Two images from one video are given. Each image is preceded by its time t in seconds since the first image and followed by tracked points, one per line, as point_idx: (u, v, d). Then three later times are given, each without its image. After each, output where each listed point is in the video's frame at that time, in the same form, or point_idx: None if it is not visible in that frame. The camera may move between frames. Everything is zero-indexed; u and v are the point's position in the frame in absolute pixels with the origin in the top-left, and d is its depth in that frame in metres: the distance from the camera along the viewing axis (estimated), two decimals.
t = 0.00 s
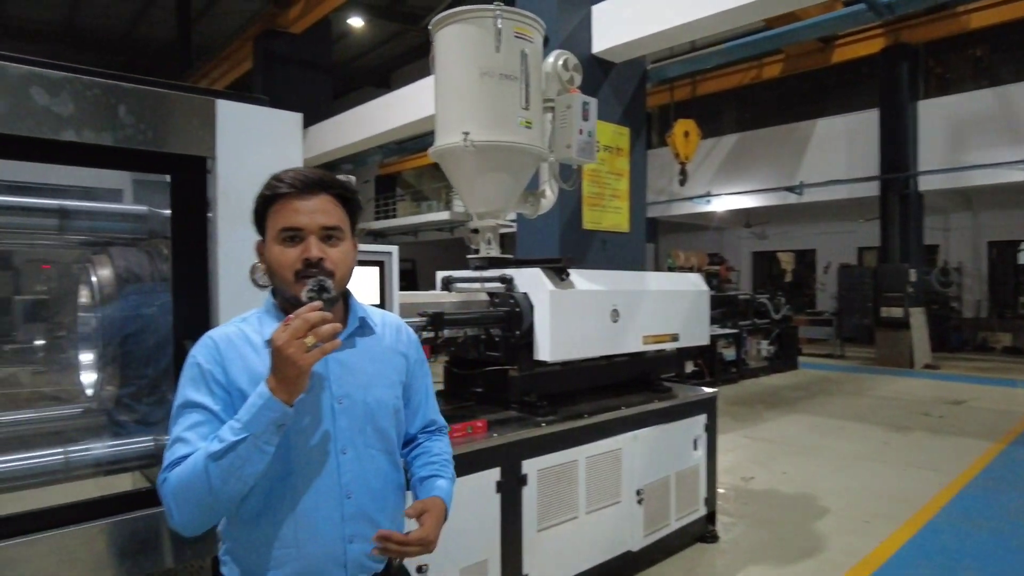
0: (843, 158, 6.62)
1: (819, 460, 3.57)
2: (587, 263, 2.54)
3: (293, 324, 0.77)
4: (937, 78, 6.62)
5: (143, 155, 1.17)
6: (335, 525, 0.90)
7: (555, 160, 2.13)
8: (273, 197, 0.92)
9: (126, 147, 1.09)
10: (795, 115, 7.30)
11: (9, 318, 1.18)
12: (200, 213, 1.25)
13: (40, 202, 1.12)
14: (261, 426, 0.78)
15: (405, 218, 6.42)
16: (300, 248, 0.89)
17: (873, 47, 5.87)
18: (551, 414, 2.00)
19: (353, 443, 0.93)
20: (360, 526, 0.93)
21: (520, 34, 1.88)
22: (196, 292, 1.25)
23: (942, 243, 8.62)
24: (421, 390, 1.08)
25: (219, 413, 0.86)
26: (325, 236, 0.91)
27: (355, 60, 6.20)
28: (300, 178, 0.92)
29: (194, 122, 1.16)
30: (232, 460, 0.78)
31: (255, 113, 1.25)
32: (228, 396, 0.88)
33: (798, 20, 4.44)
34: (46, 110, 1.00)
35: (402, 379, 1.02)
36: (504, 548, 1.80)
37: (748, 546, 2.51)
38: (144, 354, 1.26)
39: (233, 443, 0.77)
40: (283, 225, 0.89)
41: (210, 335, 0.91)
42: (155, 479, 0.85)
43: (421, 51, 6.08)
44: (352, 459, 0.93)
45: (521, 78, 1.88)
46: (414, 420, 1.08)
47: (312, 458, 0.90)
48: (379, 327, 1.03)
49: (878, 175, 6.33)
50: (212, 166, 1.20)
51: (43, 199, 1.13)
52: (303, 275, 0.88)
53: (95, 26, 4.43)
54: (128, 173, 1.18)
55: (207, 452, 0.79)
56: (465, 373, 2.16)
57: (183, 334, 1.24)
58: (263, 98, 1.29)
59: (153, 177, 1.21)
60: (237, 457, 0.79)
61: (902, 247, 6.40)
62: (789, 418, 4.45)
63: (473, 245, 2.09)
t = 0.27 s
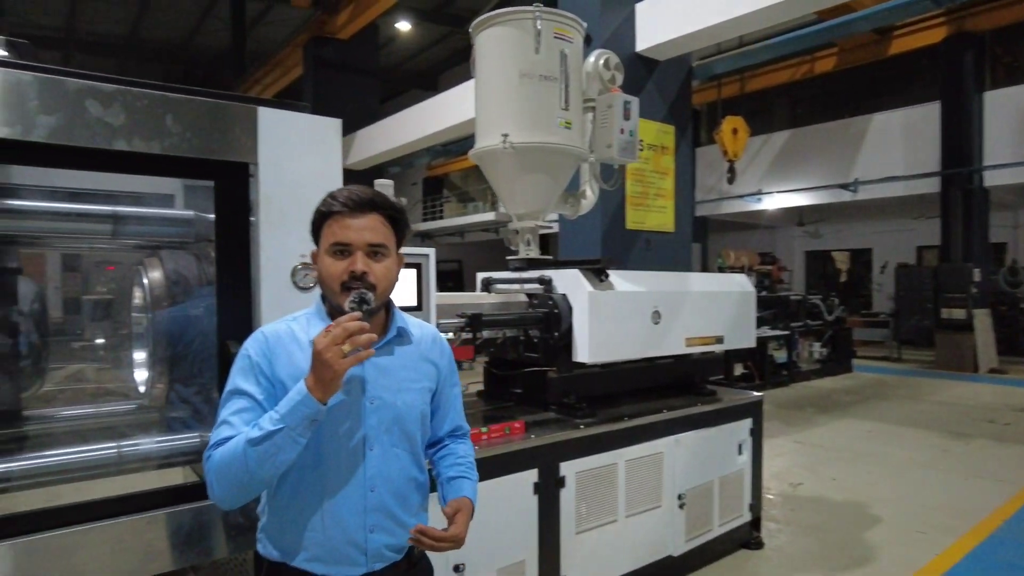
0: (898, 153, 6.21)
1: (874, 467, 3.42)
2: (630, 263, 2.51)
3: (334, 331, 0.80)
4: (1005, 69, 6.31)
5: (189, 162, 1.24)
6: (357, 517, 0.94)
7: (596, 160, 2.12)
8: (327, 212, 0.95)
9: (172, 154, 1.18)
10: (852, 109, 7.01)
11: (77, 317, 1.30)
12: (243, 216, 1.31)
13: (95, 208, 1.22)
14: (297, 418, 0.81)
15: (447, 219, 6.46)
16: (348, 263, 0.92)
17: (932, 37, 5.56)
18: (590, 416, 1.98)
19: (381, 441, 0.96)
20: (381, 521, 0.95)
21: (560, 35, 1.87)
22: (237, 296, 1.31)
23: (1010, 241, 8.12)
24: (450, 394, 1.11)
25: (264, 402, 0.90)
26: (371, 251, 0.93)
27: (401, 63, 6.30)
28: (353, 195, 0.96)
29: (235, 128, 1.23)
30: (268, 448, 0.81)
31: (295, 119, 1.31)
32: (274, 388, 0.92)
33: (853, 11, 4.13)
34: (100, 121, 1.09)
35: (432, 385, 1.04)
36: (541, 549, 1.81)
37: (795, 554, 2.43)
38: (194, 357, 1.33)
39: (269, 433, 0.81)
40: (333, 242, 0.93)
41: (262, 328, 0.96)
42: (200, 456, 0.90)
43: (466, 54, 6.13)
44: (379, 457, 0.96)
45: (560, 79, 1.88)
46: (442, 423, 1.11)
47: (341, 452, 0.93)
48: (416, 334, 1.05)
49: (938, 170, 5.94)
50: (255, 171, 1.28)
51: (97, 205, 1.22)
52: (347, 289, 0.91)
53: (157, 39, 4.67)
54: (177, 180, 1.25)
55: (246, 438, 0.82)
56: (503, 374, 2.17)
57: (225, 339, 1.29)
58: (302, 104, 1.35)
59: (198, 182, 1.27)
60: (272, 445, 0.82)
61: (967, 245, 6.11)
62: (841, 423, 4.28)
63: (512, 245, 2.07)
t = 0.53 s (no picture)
0: (953, 147, 5.76)
1: (924, 473, 3.29)
2: (668, 263, 2.47)
3: (358, 327, 0.84)
4: None
5: (226, 166, 1.33)
6: (376, 503, 0.98)
7: (632, 159, 2.08)
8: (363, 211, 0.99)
9: (211, 158, 1.28)
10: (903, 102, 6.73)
11: (131, 316, 1.36)
12: (278, 217, 1.40)
13: (138, 211, 1.30)
14: (321, 405, 0.87)
15: (488, 218, 6.51)
16: (380, 258, 0.96)
17: (988, 28, 5.25)
18: (625, 418, 1.96)
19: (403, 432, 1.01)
20: (399, 508, 0.99)
21: (595, 34, 1.86)
22: (280, 297, 1.41)
23: None
24: (474, 393, 1.14)
25: (295, 387, 0.97)
26: (402, 251, 0.97)
27: (439, 65, 6.36)
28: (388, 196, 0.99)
29: (269, 133, 1.33)
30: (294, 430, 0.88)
31: (327, 123, 1.40)
32: (305, 375, 0.99)
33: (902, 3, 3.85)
34: (143, 128, 1.20)
35: (456, 381, 1.08)
36: (574, 549, 1.81)
37: (838, 561, 2.36)
38: (241, 356, 1.41)
39: (297, 416, 0.87)
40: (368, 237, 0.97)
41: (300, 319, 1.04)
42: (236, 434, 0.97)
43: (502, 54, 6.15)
44: (400, 446, 1.00)
45: (595, 78, 1.86)
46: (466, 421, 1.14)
47: (364, 439, 0.99)
48: (443, 332, 1.10)
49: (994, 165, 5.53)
50: (291, 174, 1.36)
51: (141, 208, 1.30)
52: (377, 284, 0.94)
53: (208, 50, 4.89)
54: (218, 184, 1.35)
55: (275, 420, 0.89)
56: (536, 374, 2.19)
57: (265, 336, 1.40)
58: (335, 109, 1.44)
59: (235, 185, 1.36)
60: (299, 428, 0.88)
61: None
62: (889, 427, 4.13)
63: (547, 246, 2.06)
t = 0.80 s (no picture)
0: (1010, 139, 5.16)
1: (973, 479, 3.16)
2: (705, 263, 2.43)
3: (368, 324, 0.92)
4: None
5: (263, 169, 1.39)
6: (386, 492, 1.04)
7: (666, 157, 2.05)
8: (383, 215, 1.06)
9: (248, 161, 1.33)
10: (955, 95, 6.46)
11: (174, 315, 1.43)
12: (313, 218, 1.43)
13: (178, 213, 1.37)
14: (330, 397, 0.95)
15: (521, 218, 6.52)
16: (397, 258, 1.03)
17: None
18: (658, 419, 1.94)
19: (414, 425, 1.06)
20: (408, 499, 1.04)
21: (627, 32, 1.85)
22: (314, 298, 1.44)
23: None
24: (494, 392, 1.17)
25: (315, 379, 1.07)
26: (419, 251, 1.03)
27: (473, 65, 6.39)
28: (405, 200, 1.06)
29: (303, 136, 1.37)
30: (306, 419, 0.97)
31: (361, 126, 1.42)
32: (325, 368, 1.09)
33: None
34: (183, 132, 1.26)
35: (470, 378, 1.12)
36: (605, 550, 1.80)
37: (879, 569, 2.29)
38: (278, 354, 1.46)
39: (310, 407, 0.96)
40: (387, 238, 1.03)
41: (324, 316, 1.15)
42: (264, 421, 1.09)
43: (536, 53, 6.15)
44: (412, 439, 1.06)
45: (628, 76, 1.85)
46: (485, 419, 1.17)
47: (377, 430, 1.05)
48: (459, 331, 1.15)
49: None
50: (324, 176, 1.40)
51: (180, 209, 1.37)
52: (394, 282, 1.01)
53: (252, 57, 5.08)
54: (257, 187, 1.40)
55: (291, 409, 0.98)
56: (569, 375, 2.19)
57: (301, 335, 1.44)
58: (369, 112, 1.47)
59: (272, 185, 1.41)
60: (312, 418, 0.97)
61: None
62: (936, 432, 3.98)
63: (579, 245, 2.05)
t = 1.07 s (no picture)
0: None
1: (1011, 485, 3.06)
2: (733, 263, 2.39)
3: (359, 328, 0.92)
4: None
5: (290, 171, 1.41)
6: (383, 491, 1.05)
7: (692, 156, 2.03)
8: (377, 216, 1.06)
9: (276, 163, 1.35)
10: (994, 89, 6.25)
11: (204, 314, 1.50)
12: (340, 220, 1.46)
13: (207, 214, 1.41)
14: (324, 398, 0.96)
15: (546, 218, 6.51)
16: (392, 259, 1.03)
17: None
18: (683, 420, 1.93)
19: (411, 424, 1.06)
20: (405, 499, 1.04)
21: (653, 31, 1.84)
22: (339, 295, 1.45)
23: None
24: (494, 391, 1.16)
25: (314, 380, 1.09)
26: (413, 251, 1.04)
27: (497, 66, 6.40)
28: (399, 200, 1.06)
29: (330, 138, 1.39)
30: (302, 419, 0.98)
31: (386, 128, 1.44)
32: (325, 369, 1.11)
33: None
34: (213, 136, 1.29)
35: (469, 377, 1.12)
36: (630, 551, 1.79)
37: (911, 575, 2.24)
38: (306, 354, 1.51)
39: (305, 408, 0.98)
40: (381, 239, 1.04)
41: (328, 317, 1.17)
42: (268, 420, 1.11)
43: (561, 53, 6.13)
44: (409, 438, 1.06)
45: (654, 75, 1.83)
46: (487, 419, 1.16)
47: (374, 429, 1.06)
48: (458, 330, 1.15)
49: None
50: (351, 178, 1.41)
51: (211, 211, 1.41)
52: (388, 283, 1.02)
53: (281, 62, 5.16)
54: (285, 188, 1.42)
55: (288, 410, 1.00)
56: (594, 375, 2.19)
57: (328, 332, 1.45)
58: (394, 113, 1.48)
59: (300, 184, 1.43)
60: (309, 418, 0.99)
61: None
62: (973, 436, 3.86)
63: (604, 245, 2.05)
